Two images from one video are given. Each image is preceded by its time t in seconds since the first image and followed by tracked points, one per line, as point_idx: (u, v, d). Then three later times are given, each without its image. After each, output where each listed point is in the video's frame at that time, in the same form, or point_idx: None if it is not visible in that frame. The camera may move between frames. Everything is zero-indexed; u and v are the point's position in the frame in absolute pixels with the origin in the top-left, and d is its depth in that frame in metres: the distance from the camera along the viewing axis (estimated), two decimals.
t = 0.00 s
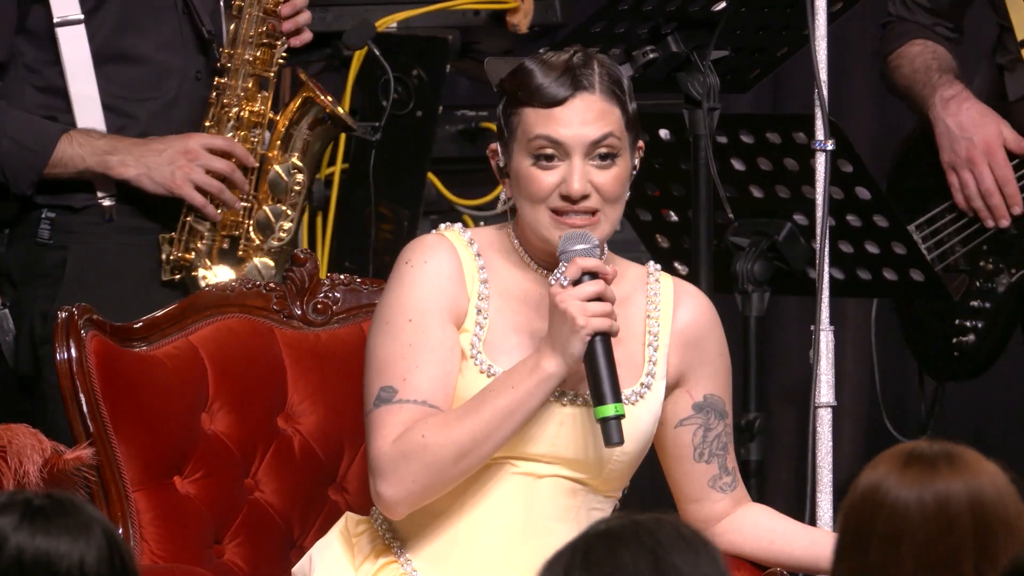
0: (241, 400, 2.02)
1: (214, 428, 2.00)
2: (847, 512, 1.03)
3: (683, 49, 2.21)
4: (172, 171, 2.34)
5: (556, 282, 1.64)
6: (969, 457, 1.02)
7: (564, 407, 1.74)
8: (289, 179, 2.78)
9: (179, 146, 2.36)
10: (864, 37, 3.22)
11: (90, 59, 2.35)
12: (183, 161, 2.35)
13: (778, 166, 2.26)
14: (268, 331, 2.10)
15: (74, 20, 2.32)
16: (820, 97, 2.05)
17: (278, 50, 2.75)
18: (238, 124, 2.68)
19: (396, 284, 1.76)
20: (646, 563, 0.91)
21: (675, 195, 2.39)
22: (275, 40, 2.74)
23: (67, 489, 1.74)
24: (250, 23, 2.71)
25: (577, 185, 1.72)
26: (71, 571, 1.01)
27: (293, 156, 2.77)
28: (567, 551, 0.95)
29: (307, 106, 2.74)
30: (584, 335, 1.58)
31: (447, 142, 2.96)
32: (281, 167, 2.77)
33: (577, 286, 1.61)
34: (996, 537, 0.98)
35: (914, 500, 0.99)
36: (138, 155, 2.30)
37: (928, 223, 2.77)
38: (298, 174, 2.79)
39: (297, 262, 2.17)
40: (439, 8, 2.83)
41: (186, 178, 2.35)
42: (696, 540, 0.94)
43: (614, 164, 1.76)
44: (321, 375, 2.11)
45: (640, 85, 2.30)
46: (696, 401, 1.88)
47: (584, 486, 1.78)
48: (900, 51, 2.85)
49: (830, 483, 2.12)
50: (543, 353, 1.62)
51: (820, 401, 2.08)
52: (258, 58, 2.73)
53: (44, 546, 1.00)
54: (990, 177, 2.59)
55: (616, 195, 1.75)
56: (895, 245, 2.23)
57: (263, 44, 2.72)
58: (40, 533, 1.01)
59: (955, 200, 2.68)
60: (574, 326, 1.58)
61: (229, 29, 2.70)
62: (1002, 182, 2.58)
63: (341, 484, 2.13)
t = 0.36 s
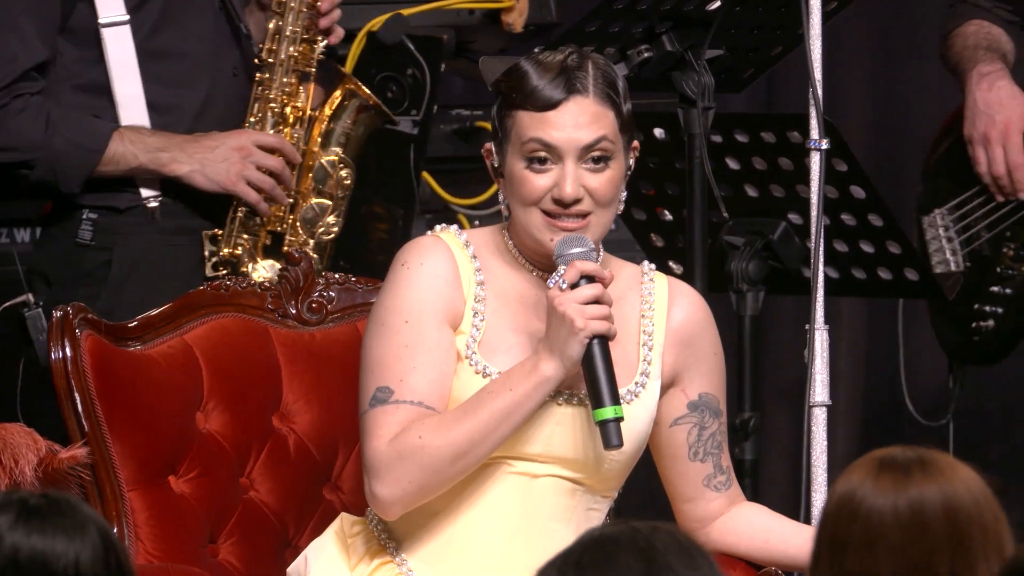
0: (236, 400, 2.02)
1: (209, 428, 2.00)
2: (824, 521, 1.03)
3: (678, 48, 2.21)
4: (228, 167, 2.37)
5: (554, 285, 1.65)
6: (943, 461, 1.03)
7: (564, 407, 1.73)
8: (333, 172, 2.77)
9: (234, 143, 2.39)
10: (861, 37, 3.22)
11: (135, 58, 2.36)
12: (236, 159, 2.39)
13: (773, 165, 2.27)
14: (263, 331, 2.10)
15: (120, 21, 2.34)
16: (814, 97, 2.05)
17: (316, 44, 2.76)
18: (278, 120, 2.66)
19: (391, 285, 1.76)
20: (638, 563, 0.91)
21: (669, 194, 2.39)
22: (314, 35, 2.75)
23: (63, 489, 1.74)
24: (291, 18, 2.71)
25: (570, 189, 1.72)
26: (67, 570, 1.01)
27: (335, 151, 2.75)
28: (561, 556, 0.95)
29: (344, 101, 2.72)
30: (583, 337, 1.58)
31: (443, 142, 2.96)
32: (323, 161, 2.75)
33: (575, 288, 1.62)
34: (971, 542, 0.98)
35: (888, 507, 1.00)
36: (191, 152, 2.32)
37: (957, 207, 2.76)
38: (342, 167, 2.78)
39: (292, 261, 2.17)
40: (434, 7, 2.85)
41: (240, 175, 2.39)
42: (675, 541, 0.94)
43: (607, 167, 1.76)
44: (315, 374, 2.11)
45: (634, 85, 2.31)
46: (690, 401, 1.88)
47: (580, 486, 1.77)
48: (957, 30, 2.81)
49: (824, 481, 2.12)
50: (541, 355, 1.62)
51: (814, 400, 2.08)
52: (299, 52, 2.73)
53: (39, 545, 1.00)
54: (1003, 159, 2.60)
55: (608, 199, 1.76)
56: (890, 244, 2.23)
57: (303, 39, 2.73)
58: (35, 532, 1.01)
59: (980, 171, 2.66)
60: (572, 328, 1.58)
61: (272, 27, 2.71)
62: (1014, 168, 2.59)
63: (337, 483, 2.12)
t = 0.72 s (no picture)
0: (233, 400, 2.02)
1: (206, 428, 2.00)
2: (817, 528, 1.03)
3: (674, 48, 2.22)
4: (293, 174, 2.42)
5: (552, 286, 1.65)
6: (935, 467, 1.03)
7: (561, 409, 1.73)
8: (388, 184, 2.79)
9: (298, 148, 2.43)
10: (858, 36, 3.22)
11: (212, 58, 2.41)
12: (298, 164, 2.43)
13: (770, 165, 2.27)
14: (261, 331, 2.10)
15: (203, 18, 2.38)
16: (812, 97, 2.05)
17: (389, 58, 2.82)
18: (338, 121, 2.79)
19: (389, 286, 1.76)
20: (640, 563, 0.92)
21: (666, 193, 2.39)
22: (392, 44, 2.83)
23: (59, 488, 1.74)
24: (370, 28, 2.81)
25: (566, 186, 1.72)
26: (64, 570, 1.01)
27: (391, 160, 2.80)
28: (563, 557, 0.95)
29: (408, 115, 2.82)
30: (581, 338, 1.58)
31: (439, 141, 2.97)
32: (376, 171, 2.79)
33: (573, 289, 1.62)
34: (965, 547, 0.98)
35: (881, 513, 1.00)
36: (257, 155, 2.37)
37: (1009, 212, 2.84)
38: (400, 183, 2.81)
39: (290, 261, 2.17)
40: (434, 7, 2.93)
41: (301, 180, 2.43)
42: (677, 543, 0.95)
43: (603, 165, 1.76)
44: (312, 375, 2.11)
45: (632, 84, 2.31)
46: (688, 401, 1.88)
47: (577, 486, 1.77)
48: (1013, 36, 2.80)
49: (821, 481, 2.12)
50: (539, 356, 1.62)
51: (811, 400, 2.08)
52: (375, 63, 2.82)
53: (36, 545, 1.01)
54: None
55: (604, 196, 1.75)
56: (886, 244, 2.23)
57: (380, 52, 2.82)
58: (32, 532, 1.01)
59: None
60: (571, 328, 1.58)
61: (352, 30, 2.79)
62: None
63: (334, 483, 2.12)
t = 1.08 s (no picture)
0: (229, 399, 2.02)
1: (203, 427, 2.00)
2: (818, 526, 1.03)
3: (672, 48, 2.21)
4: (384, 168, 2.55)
5: (548, 283, 1.65)
6: (935, 463, 1.03)
7: (559, 407, 1.73)
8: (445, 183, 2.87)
9: (393, 144, 2.58)
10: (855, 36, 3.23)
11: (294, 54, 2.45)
12: (391, 157, 2.57)
13: (766, 165, 2.27)
14: (258, 331, 2.10)
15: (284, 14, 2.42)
16: (810, 97, 2.04)
17: (438, 62, 2.87)
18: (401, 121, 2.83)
19: (388, 285, 1.76)
20: (641, 563, 0.92)
21: (664, 193, 2.39)
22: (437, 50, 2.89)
23: (57, 488, 1.74)
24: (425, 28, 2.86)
25: (562, 173, 1.72)
26: (62, 570, 1.01)
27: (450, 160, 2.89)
28: (563, 556, 0.96)
29: (453, 115, 2.88)
30: (577, 334, 1.58)
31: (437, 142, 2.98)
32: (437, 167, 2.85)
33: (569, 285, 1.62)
34: (965, 545, 0.98)
35: (881, 510, 1.00)
36: (358, 148, 2.49)
37: None
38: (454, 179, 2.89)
39: (287, 261, 2.17)
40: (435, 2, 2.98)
41: (393, 173, 2.57)
42: (679, 542, 0.95)
43: (599, 153, 1.76)
44: (309, 373, 2.11)
45: (630, 84, 2.31)
46: (686, 401, 1.88)
47: (576, 486, 1.77)
48: None
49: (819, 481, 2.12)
50: (537, 353, 1.62)
51: (809, 400, 2.08)
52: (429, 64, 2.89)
53: (34, 545, 1.01)
54: None
55: (600, 183, 1.75)
56: (883, 244, 2.23)
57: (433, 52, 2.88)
58: (31, 532, 1.01)
59: None
60: (568, 324, 1.58)
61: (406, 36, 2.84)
62: None
63: (331, 483, 2.13)
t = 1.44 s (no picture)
0: (227, 399, 2.02)
1: (201, 428, 2.00)
2: (817, 527, 1.03)
3: (670, 48, 2.21)
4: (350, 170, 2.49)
5: (560, 275, 1.65)
6: (934, 463, 1.03)
7: (560, 403, 1.73)
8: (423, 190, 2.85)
9: (355, 147, 2.51)
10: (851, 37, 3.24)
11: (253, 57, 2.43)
12: (354, 160, 2.50)
13: (764, 165, 2.26)
14: (255, 331, 2.10)
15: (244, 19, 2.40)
16: (807, 96, 2.04)
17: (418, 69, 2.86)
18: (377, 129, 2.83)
19: (389, 278, 1.76)
20: (642, 564, 0.93)
21: (662, 193, 2.40)
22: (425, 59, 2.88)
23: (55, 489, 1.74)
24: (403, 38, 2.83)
25: (575, 177, 1.71)
26: (61, 570, 1.01)
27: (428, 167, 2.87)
28: (563, 555, 0.96)
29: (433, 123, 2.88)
30: (585, 330, 1.59)
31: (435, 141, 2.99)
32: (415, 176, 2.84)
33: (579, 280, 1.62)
34: (965, 545, 0.98)
35: (882, 510, 1.00)
36: (315, 152, 2.44)
37: None
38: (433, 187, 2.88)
39: (285, 261, 2.17)
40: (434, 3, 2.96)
41: (357, 177, 2.51)
42: (679, 543, 0.95)
43: (609, 159, 1.76)
44: (308, 372, 2.11)
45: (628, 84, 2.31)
46: (683, 398, 1.88)
47: (575, 484, 1.77)
48: None
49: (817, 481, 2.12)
50: (544, 345, 1.62)
51: (806, 400, 2.07)
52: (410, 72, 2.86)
53: (34, 546, 1.01)
54: None
55: (610, 189, 1.75)
56: (881, 243, 2.23)
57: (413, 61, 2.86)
58: (29, 532, 1.01)
59: None
60: (575, 320, 1.59)
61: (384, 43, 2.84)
62: None
63: (330, 483, 2.13)
